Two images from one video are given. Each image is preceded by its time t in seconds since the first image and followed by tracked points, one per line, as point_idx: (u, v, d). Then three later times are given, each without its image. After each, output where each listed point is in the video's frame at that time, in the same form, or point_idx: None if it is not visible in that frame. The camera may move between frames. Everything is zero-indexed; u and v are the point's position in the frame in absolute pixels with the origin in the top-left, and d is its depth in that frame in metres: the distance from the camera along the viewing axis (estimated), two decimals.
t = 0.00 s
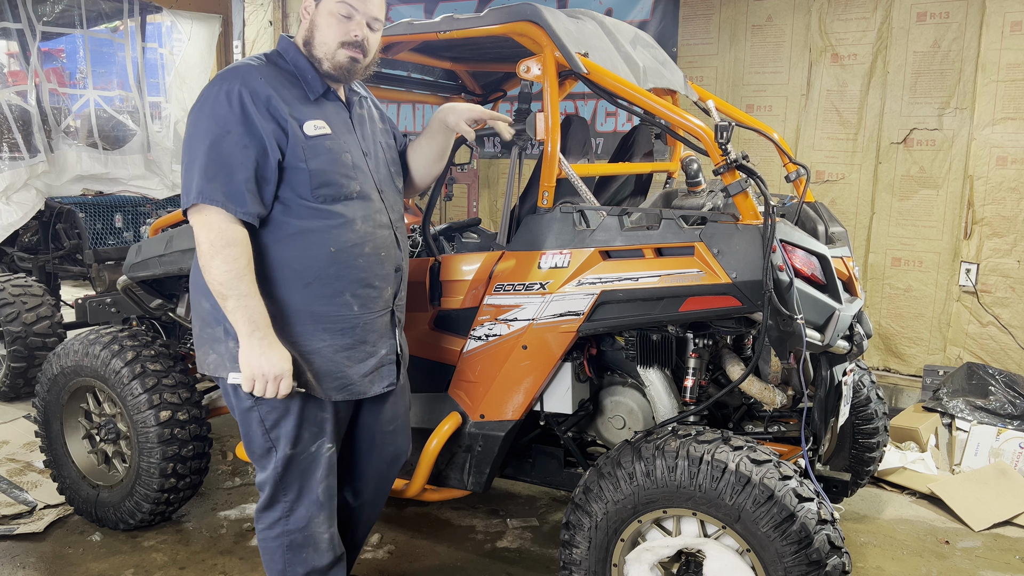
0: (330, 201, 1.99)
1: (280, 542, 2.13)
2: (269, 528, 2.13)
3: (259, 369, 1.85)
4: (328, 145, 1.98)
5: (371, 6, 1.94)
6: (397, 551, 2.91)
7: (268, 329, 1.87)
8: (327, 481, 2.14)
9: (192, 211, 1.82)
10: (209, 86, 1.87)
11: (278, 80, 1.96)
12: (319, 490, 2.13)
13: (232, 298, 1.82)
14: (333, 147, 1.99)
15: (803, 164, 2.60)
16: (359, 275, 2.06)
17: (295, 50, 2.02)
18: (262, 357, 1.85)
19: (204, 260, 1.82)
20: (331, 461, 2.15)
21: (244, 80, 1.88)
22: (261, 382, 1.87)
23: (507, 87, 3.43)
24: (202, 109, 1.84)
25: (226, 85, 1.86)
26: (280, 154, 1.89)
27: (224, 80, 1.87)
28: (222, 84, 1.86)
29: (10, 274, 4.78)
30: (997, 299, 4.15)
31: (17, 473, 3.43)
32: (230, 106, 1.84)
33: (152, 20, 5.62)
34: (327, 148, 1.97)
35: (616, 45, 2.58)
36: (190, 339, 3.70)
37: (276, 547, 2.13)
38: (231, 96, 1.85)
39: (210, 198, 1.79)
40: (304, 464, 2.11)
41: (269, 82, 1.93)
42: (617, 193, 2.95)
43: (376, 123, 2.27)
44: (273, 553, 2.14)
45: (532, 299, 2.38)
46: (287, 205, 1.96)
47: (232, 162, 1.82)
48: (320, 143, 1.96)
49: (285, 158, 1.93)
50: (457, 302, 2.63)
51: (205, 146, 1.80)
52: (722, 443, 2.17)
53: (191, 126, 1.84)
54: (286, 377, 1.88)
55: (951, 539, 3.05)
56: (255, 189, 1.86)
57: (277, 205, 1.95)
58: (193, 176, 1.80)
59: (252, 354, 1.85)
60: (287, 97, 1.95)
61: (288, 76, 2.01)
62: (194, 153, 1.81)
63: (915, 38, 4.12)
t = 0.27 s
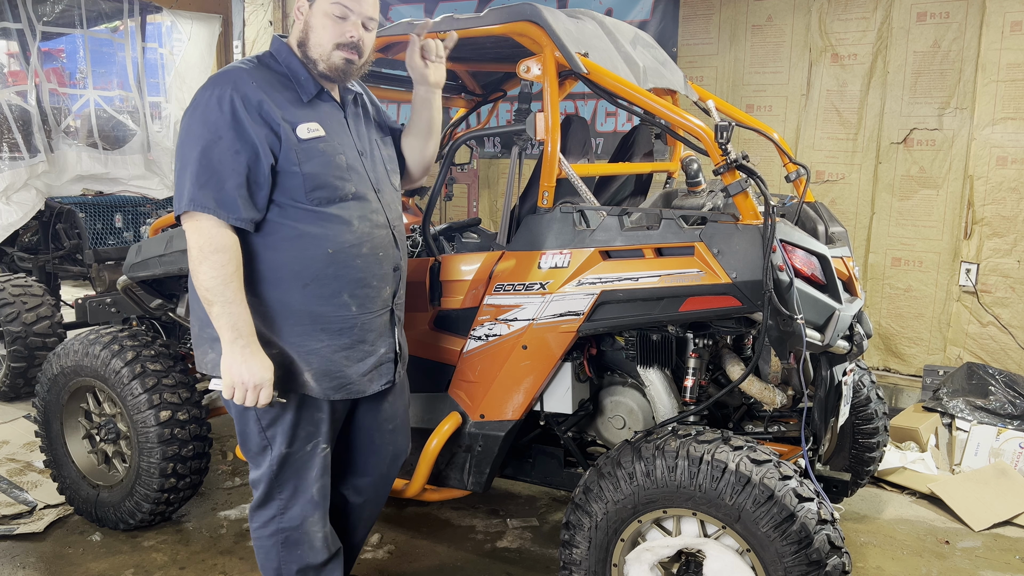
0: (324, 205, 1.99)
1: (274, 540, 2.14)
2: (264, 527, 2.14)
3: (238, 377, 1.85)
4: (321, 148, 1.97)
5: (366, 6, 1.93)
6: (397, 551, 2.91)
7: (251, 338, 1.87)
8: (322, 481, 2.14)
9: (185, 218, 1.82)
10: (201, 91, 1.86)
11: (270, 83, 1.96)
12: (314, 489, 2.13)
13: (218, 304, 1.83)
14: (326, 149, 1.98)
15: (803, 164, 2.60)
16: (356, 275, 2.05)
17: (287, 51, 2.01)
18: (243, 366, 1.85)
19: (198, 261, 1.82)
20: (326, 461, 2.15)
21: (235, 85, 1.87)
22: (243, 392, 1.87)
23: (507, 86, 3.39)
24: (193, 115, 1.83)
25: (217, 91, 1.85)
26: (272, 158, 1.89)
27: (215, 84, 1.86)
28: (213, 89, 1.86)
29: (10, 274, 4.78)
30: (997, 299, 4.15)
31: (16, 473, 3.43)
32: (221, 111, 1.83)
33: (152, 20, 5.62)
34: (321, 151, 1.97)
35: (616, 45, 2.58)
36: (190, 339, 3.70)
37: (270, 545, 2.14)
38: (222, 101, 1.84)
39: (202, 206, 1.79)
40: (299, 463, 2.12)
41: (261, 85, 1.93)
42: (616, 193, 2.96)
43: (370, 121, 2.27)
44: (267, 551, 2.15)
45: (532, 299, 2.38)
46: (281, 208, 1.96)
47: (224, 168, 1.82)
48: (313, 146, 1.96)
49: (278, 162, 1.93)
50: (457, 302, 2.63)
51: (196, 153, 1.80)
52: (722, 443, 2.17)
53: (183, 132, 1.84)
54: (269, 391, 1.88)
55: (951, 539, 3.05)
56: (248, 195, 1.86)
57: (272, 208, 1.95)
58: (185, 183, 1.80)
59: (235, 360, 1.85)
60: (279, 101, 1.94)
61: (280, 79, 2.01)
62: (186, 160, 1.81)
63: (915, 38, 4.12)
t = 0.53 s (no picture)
0: (321, 207, 1.99)
1: (275, 540, 2.14)
2: (265, 527, 2.14)
3: (237, 380, 1.85)
4: (318, 150, 1.97)
5: (365, 8, 1.92)
6: (397, 551, 2.91)
7: (250, 339, 1.86)
8: (323, 480, 2.15)
9: (182, 220, 1.82)
10: (198, 93, 1.86)
11: (267, 85, 1.96)
12: (315, 488, 2.13)
13: (216, 306, 1.83)
14: (323, 151, 1.98)
15: (803, 164, 2.60)
16: (354, 276, 2.06)
17: (285, 52, 2.02)
18: (242, 368, 1.85)
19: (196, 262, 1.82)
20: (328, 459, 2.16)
21: (232, 87, 1.87)
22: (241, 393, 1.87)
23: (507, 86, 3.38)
24: (191, 116, 1.83)
25: (214, 92, 1.85)
26: (269, 160, 1.89)
27: (212, 86, 1.86)
28: (210, 91, 1.86)
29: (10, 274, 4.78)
30: (997, 299, 4.15)
31: (17, 473, 3.43)
32: (218, 114, 1.83)
33: (152, 20, 5.62)
34: (318, 153, 1.97)
35: (616, 45, 2.58)
36: (190, 339, 3.70)
37: (271, 545, 2.14)
38: (219, 103, 1.84)
39: (199, 208, 1.79)
40: (300, 463, 2.12)
41: (258, 87, 1.93)
42: (616, 193, 2.96)
43: (369, 120, 2.27)
44: (268, 551, 2.15)
45: (532, 299, 2.38)
46: (279, 210, 1.96)
47: (221, 170, 1.82)
48: (310, 148, 1.96)
49: (275, 164, 1.92)
50: (457, 302, 2.63)
51: (193, 155, 1.80)
52: (722, 443, 2.17)
53: (180, 134, 1.84)
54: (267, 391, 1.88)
55: (951, 539, 3.05)
56: (245, 197, 1.86)
57: (269, 210, 1.96)
58: (182, 185, 1.80)
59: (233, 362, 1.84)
60: (276, 103, 1.94)
61: (277, 80, 2.01)
62: (183, 162, 1.80)
63: (915, 38, 4.12)
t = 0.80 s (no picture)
0: (321, 206, 1.99)
1: (276, 540, 2.14)
2: (265, 527, 2.14)
3: (243, 377, 1.84)
4: (319, 150, 1.97)
5: (370, 10, 1.92)
6: (397, 551, 2.91)
7: (255, 336, 1.86)
8: (323, 480, 2.15)
9: (183, 219, 1.82)
10: (200, 92, 1.86)
11: (268, 85, 1.96)
12: (315, 488, 2.14)
13: (221, 305, 1.83)
14: (324, 151, 1.98)
15: (803, 164, 2.60)
16: (354, 276, 2.06)
17: (286, 52, 2.02)
18: (247, 365, 1.84)
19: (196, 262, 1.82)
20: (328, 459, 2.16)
21: (234, 86, 1.87)
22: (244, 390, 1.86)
23: (507, 86, 3.37)
24: (192, 115, 1.83)
25: (216, 92, 1.85)
26: (270, 159, 1.89)
27: (214, 86, 1.86)
28: (212, 91, 1.86)
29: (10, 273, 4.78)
30: (997, 299, 4.15)
31: (17, 473, 3.43)
32: (220, 113, 1.83)
33: (152, 20, 5.62)
34: (319, 153, 1.97)
35: (616, 45, 2.58)
36: (190, 339, 3.70)
37: (271, 545, 2.14)
38: (220, 102, 1.84)
39: (200, 206, 1.79)
40: (300, 463, 2.12)
41: (260, 87, 1.93)
42: (616, 193, 2.96)
43: (369, 121, 2.27)
44: (269, 551, 2.15)
45: (532, 299, 2.38)
46: (280, 210, 1.96)
47: (222, 169, 1.82)
48: (311, 148, 1.96)
49: (276, 163, 1.92)
50: (457, 302, 2.63)
51: (194, 153, 1.80)
52: (722, 443, 2.17)
53: (181, 133, 1.84)
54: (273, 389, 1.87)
55: (951, 539, 3.05)
56: (246, 196, 1.86)
57: (270, 210, 1.95)
58: (184, 184, 1.80)
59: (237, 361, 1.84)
60: (278, 102, 1.95)
61: (278, 80, 2.01)
62: (184, 161, 1.81)
63: (915, 38, 4.12)
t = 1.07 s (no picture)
0: (324, 205, 1.99)
1: (278, 541, 2.14)
2: (267, 528, 2.14)
3: (247, 375, 1.83)
4: (322, 148, 1.97)
5: (375, 9, 1.92)
6: (397, 551, 2.91)
7: (259, 335, 1.86)
8: (324, 480, 2.15)
9: (186, 216, 1.82)
10: (203, 90, 1.86)
11: (272, 82, 1.96)
12: (317, 489, 2.14)
13: (225, 303, 1.82)
14: (326, 150, 1.98)
15: (803, 164, 2.60)
16: (355, 276, 2.06)
17: (289, 51, 2.02)
18: (252, 364, 1.83)
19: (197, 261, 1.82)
20: (330, 461, 2.16)
21: (238, 84, 1.87)
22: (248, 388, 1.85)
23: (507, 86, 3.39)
24: (196, 112, 1.83)
25: (220, 89, 1.85)
26: (274, 157, 1.89)
27: (218, 83, 1.86)
28: (216, 88, 1.86)
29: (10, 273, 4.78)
30: (997, 299, 4.15)
31: (17, 473, 3.43)
32: (224, 110, 1.83)
33: (152, 20, 5.62)
34: (321, 151, 1.97)
35: (616, 45, 2.58)
36: (190, 339, 3.70)
37: (273, 546, 2.14)
38: (225, 100, 1.84)
39: (205, 203, 1.79)
40: (302, 464, 2.12)
41: (264, 85, 1.93)
42: (616, 193, 2.96)
43: (370, 122, 2.27)
44: (270, 552, 2.15)
45: (532, 299, 2.38)
46: (282, 208, 1.96)
47: (226, 166, 1.82)
48: (314, 147, 1.96)
49: (279, 162, 1.93)
50: (457, 302, 2.63)
51: (199, 150, 1.79)
52: (722, 443, 2.17)
53: (185, 129, 1.83)
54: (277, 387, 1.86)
55: (951, 539, 3.05)
56: (250, 194, 1.86)
57: (272, 208, 1.95)
58: (188, 181, 1.79)
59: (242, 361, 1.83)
60: (282, 101, 1.95)
61: (281, 78, 2.01)
62: (188, 158, 1.80)
63: (915, 38, 4.12)
